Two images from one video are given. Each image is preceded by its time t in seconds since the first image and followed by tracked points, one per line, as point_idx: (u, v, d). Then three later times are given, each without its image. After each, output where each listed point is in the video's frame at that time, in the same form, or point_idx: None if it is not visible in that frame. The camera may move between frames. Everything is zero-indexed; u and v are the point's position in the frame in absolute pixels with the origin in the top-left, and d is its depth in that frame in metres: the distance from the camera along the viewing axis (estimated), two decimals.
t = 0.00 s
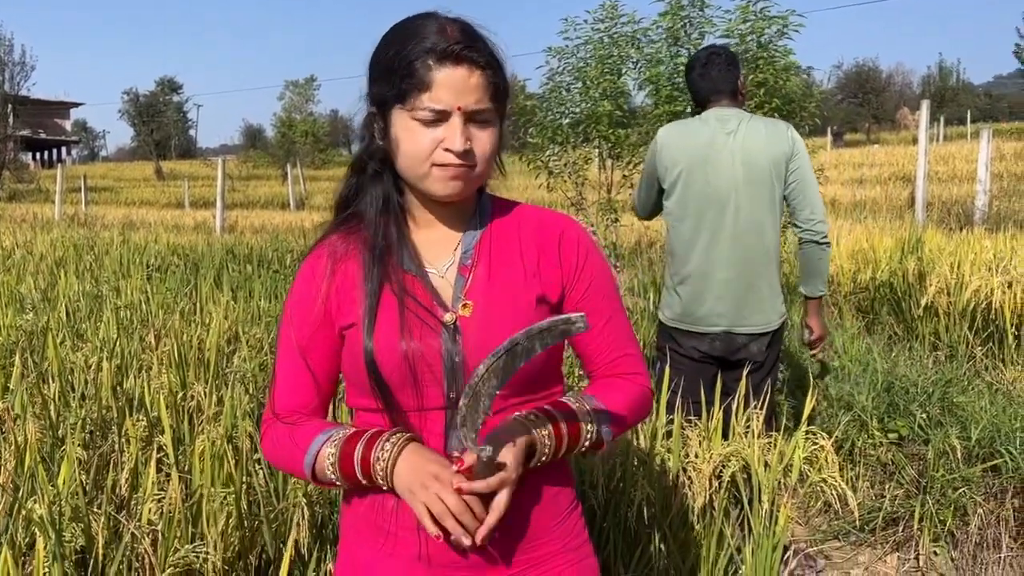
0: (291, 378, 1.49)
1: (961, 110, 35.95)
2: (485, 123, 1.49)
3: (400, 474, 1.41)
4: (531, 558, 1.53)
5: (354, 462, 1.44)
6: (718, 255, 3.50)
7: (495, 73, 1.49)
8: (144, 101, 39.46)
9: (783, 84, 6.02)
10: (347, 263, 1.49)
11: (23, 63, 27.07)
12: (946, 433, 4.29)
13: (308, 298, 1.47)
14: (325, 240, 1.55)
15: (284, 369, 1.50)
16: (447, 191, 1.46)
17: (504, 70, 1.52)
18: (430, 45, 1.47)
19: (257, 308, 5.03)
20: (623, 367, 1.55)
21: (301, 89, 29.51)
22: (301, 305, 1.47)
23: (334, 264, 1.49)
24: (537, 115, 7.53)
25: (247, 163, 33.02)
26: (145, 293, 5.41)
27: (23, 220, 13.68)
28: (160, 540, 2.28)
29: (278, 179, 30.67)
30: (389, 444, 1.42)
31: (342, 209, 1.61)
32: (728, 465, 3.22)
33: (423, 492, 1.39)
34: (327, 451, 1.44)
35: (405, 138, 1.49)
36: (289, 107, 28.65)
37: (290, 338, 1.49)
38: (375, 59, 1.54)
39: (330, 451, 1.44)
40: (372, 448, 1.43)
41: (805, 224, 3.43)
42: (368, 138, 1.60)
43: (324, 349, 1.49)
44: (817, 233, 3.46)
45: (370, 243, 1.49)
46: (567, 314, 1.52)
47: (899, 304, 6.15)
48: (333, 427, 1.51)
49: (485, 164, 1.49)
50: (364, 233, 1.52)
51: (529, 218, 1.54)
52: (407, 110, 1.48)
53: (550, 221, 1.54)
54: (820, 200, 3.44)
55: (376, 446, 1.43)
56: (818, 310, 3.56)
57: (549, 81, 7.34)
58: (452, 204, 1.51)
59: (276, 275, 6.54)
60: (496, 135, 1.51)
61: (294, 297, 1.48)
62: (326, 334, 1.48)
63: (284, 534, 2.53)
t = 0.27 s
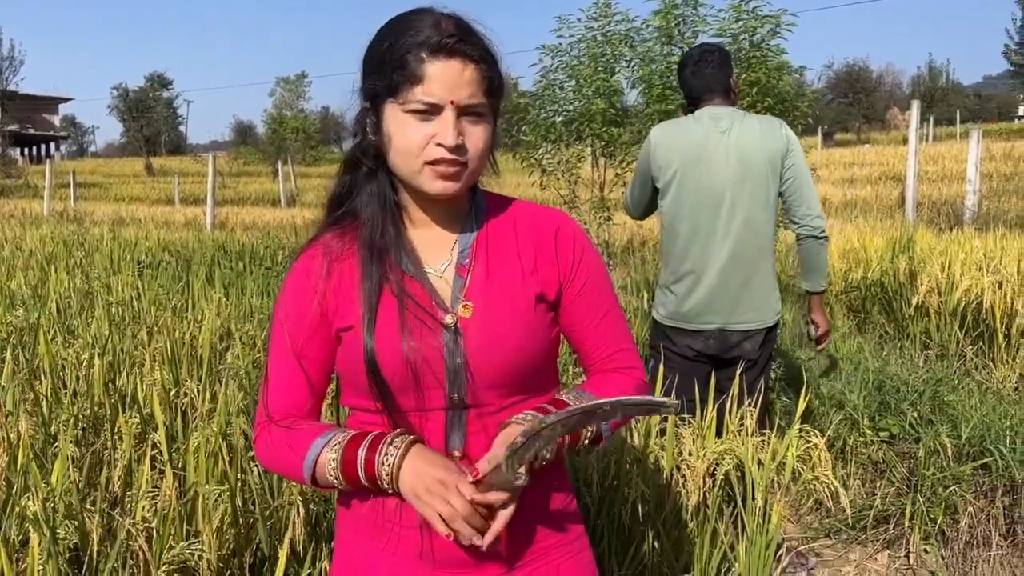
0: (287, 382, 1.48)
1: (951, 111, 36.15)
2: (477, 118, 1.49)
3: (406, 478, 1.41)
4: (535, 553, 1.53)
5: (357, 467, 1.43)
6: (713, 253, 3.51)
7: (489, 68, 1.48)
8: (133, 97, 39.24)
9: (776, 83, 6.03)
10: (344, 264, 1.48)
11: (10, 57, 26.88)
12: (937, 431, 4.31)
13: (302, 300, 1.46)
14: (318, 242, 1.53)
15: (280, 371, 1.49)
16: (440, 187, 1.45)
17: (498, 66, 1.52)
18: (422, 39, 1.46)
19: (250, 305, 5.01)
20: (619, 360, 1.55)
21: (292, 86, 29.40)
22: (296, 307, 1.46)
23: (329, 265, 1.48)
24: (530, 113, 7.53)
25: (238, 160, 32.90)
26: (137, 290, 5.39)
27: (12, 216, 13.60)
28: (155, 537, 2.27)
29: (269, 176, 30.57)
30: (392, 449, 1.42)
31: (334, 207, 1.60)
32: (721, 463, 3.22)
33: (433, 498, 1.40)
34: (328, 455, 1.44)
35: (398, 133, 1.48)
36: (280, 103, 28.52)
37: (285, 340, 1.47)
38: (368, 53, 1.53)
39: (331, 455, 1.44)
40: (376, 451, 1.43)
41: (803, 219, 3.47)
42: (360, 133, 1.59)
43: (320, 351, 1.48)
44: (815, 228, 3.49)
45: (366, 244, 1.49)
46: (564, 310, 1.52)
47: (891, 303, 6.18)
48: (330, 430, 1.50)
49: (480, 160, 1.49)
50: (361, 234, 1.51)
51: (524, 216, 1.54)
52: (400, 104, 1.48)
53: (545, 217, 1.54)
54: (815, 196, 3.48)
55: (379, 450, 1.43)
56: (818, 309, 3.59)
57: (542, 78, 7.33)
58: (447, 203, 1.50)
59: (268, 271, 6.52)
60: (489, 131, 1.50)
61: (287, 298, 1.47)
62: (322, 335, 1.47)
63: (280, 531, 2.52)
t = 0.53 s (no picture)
0: (285, 376, 1.47)
1: (937, 113, 36.38)
2: (478, 116, 1.49)
3: (411, 470, 1.41)
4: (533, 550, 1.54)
5: (358, 462, 1.43)
6: (704, 253, 3.53)
7: (488, 66, 1.49)
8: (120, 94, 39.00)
9: (766, 84, 6.05)
10: (344, 258, 1.47)
11: None
12: (925, 430, 4.35)
13: (302, 293, 1.45)
14: (318, 236, 1.53)
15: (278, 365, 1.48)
16: (441, 187, 1.45)
17: (498, 65, 1.52)
18: (420, 38, 1.46)
19: (241, 302, 4.99)
20: (618, 357, 1.56)
21: (281, 83, 29.28)
22: (296, 300, 1.45)
23: (329, 259, 1.47)
24: (522, 112, 7.53)
25: (226, 157, 32.74)
26: (127, 287, 5.36)
27: None
28: (150, 533, 2.27)
29: (258, 173, 30.48)
30: (397, 441, 1.42)
31: (334, 204, 1.60)
32: (715, 461, 3.27)
33: (438, 488, 1.38)
34: (330, 454, 1.44)
35: (399, 133, 1.48)
36: (269, 101, 28.41)
37: (284, 334, 1.46)
38: (367, 52, 1.53)
39: (332, 450, 1.44)
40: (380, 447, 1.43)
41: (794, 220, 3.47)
42: (360, 132, 1.59)
43: (320, 345, 1.47)
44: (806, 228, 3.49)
45: (367, 238, 1.48)
46: (565, 306, 1.53)
47: (880, 303, 6.23)
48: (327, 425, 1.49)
49: (480, 159, 1.49)
50: (362, 228, 1.51)
51: (525, 212, 1.54)
52: (400, 104, 1.48)
53: (546, 214, 1.54)
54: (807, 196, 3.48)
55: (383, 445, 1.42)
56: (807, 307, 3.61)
57: (534, 77, 7.34)
58: (448, 202, 1.50)
59: (259, 269, 6.50)
60: (489, 129, 1.50)
61: (286, 291, 1.46)
62: (322, 329, 1.46)
63: (275, 528, 2.52)
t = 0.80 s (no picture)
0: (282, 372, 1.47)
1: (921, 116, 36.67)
2: (478, 115, 1.49)
3: (393, 471, 1.41)
4: (526, 547, 1.55)
5: (343, 465, 1.44)
6: (689, 255, 3.56)
7: (488, 66, 1.49)
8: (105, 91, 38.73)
9: (755, 87, 6.09)
10: (344, 257, 1.48)
11: None
12: (911, 431, 4.39)
13: (301, 291, 1.46)
14: (317, 235, 1.53)
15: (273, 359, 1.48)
16: (443, 187, 1.46)
17: (497, 64, 1.53)
18: (420, 38, 1.47)
19: (230, 301, 4.98)
20: (612, 358, 1.58)
21: (268, 82, 29.17)
22: (295, 297, 1.46)
23: (328, 258, 1.48)
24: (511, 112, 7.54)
25: (212, 156, 32.57)
26: (114, 286, 5.33)
27: None
28: (142, 531, 2.27)
29: (244, 172, 30.38)
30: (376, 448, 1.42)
31: (333, 203, 1.60)
32: (704, 461, 3.27)
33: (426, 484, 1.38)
34: (319, 456, 1.44)
35: (400, 133, 1.49)
36: (255, 99, 28.28)
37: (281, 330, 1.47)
38: (366, 52, 1.54)
39: (323, 451, 1.45)
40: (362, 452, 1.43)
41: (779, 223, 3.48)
42: (360, 133, 1.59)
43: (318, 343, 1.48)
44: (789, 232, 3.50)
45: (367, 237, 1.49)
46: (563, 306, 1.54)
47: (866, 304, 6.28)
48: (323, 425, 1.49)
49: (480, 158, 1.50)
50: (360, 227, 1.51)
51: (523, 212, 1.55)
52: (400, 104, 1.48)
53: (544, 214, 1.56)
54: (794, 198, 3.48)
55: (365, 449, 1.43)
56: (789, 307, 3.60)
57: (524, 78, 7.35)
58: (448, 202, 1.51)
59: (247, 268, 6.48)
60: (489, 128, 1.51)
61: (284, 291, 1.46)
62: (321, 328, 1.47)
63: (267, 527, 2.52)
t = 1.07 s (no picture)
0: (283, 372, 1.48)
1: (905, 120, 36.95)
2: (476, 111, 1.49)
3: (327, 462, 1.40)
4: (521, 550, 1.54)
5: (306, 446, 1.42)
6: (670, 256, 3.59)
7: (486, 62, 1.49)
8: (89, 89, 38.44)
9: (742, 89, 6.11)
10: (342, 254, 1.47)
11: None
12: (897, 432, 4.41)
13: (300, 290, 1.45)
14: (315, 233, 1.52)
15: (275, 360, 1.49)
16: (443, 184, 1.46)
17: (494, 59, 1.53)
18: (418, 33, 1.46)
19: (217, 301, 4.94)
20: (608, 359, 1.57)
21: (255, 81, 29.03)
22: (294, 297, 1.45)
23: (326, 256, 1.47)
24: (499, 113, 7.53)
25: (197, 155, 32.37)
26: (99, 285, 5.28)
27: None
28: (129, 533, 2.25)
29: (230, 171, 30.23)
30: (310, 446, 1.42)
31: (332, 202, 1.59)
32: (693, 462, 3.26)
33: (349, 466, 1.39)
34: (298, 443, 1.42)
35: (398, 131, 1.48)
36: (241, 99, 28.14)
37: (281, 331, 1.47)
38: (362, 49, 1.53)
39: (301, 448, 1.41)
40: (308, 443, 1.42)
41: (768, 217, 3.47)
42: (359, 131, 1.58)
43: (317, 342, 1.47)
44: (783, 225, 3.47)
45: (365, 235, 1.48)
46: (561, 305, 1.53)
47: (852, 306, 6.32)
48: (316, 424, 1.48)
49: (480, 154, 1.49)
50: (358, 224, 1.50)
51: (522, 211, 1.55)
52: (399, 102, 1.47)
53: (544, 214, 1.55)
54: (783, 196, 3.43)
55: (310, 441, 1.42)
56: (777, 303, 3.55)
57: (513, 79, 7.34)
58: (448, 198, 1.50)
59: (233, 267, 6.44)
60: (488, 124, 1.51)
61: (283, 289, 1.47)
62: (319, 327, 1.46)
63: (256, 528, 2.51)
